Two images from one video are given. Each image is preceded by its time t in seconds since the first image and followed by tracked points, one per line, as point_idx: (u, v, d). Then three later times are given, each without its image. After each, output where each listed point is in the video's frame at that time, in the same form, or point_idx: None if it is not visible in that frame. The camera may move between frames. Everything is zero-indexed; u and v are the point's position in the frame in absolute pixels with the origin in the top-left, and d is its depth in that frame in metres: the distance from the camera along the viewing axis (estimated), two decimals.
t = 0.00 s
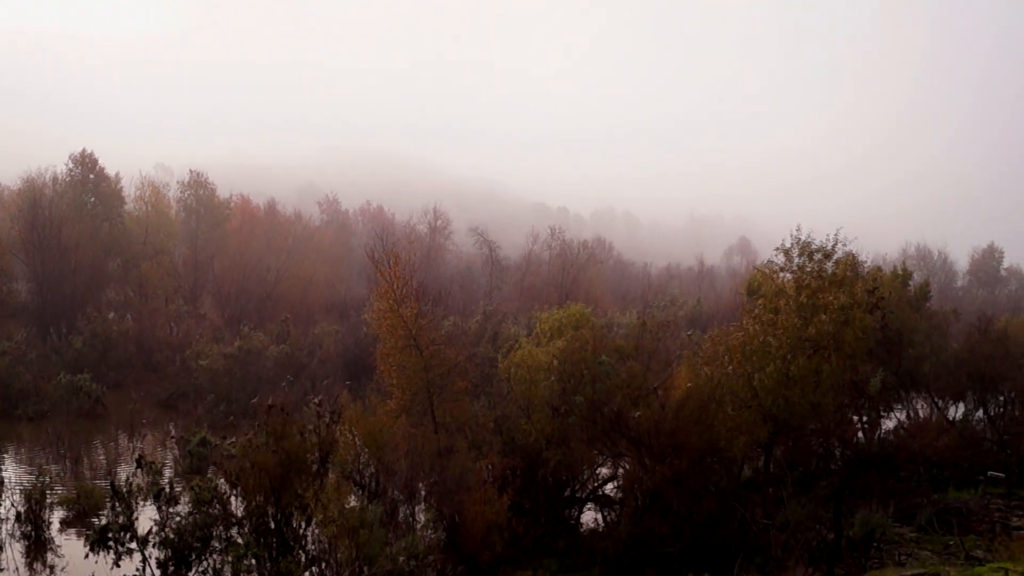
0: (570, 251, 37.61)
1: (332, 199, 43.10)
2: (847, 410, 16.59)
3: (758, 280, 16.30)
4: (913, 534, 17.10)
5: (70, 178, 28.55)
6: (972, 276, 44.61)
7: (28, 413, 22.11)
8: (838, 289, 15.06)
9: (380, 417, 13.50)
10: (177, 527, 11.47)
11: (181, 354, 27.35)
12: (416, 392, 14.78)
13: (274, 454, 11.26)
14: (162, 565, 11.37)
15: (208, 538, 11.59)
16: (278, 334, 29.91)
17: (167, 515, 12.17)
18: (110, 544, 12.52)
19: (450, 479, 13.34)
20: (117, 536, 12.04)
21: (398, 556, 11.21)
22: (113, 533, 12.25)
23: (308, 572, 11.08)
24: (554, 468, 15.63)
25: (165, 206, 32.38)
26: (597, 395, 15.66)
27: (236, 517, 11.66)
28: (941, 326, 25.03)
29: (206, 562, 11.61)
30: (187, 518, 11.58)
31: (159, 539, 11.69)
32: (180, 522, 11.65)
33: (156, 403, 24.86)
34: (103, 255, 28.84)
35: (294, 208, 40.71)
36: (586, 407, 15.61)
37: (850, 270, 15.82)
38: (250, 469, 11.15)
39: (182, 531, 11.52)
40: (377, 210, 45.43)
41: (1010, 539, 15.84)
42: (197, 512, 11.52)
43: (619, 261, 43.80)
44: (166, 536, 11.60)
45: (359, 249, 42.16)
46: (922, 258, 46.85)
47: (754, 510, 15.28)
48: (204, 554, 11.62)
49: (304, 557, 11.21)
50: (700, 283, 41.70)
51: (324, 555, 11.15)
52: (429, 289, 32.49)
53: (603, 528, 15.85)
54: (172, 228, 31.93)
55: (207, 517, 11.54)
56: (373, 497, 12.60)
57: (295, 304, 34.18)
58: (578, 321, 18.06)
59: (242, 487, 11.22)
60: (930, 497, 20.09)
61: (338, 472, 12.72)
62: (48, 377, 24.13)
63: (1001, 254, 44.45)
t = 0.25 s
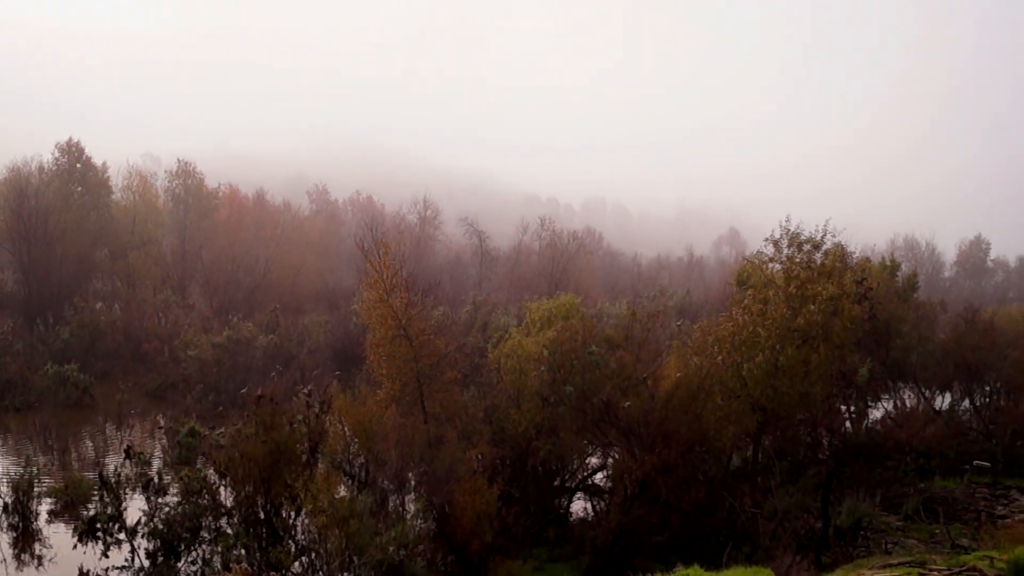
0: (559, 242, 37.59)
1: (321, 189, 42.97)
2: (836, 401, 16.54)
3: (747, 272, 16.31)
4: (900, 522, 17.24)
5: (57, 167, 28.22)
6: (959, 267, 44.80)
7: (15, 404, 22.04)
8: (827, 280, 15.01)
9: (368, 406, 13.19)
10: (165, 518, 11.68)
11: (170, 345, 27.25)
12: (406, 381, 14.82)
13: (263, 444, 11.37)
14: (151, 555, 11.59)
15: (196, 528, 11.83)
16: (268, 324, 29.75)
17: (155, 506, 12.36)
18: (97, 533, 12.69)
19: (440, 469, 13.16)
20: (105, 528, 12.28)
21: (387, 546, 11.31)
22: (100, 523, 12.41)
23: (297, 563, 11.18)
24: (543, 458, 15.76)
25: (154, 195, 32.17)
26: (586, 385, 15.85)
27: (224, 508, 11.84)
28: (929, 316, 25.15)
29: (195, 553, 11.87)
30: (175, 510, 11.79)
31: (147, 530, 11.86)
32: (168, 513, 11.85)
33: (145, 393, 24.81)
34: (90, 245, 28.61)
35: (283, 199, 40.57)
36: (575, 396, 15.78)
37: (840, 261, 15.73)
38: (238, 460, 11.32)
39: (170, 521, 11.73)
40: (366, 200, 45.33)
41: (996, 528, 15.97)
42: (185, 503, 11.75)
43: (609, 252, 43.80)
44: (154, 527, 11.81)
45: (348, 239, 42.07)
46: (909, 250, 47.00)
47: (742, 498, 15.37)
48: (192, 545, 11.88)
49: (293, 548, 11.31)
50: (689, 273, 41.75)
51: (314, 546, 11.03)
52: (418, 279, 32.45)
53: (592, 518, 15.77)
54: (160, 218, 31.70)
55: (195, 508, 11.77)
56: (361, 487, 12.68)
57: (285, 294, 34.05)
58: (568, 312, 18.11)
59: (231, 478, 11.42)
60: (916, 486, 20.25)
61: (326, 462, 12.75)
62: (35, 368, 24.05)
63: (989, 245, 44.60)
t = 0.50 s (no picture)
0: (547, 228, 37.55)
1: (307, 176, 42.84)
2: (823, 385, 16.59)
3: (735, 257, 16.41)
4: (887, 505, 17.33)
5: (41, 156, 28.02)
6: (946, 250, 44.93)
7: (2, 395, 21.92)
8: (814, 265, 15.06)
9: (359, 394, 13.37)
10: (155, 506, 11.45)
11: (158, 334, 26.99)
12: (394, 368, 14.82)
13: (253, 433, 11.36)
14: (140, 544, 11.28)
15: (186, 517, 11.58)
16: (255, 312, 29.43)
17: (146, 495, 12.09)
18: (86, 525, 12.51)
19: (430, 456, 13.13)
20: (94, 518, 11.98)
21: (378, 533, 11.20)
22: (89, 514, 12.19)
23: (288, 551, 11.03)
24: (533, 445, 15.80)
25: (139, 184, 31.98)
26: (575, 371, 15.86)
27: (214, 497, 11.65)
28: (916, 301, 25.24)
29: (185, 542, 11.61)
30: (165, 498, 11.56)
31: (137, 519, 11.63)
32: (158, 502, 11.62)
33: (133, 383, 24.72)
34: (76, 234, 28.46)
35: (270, 187, 40.41)
36: (564, 382, 15.76)
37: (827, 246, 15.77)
38: (227, 448, 11.24)
39: (161, 511, 11.49)
40: (353, 187, 45.21)
41: (982, 510, 16.07)
42: (175, 491, 11.52)
43: (596, 238, 43.78)
44: (144, 516, 11.56)
45: (335, 227, 41.96)
46: (896, 234, 47.10)
47: (731, 484, 15.46)
48: (182, 534, 11.61)
49: (284, 535, 11.19)
50: (677, 260, 41.76)
51: (304, 534, 11.11)
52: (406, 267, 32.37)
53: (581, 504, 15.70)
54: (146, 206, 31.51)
55: (185, 496, 11.54)
56: (350, 475, 12.74)
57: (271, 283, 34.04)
58: (556, 298, 18.10)
59: (220, 467, 11.32)
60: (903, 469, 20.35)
61: (315, 450, 12.82)
62: (22, 359, 23.91)
63: (974, 229, 44.71)
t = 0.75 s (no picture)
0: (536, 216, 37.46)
1: (296, 163, 42.65)
2: (810, 373, 16.61)
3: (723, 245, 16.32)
4: (875, 492, 17.36)
5: (28, 144, 27.96)
6: (934, 238, 45.03)
7: None
8: (803, 253, 14.98)
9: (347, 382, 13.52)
10: (144, 494, 11.37)
11: (145, 322, 26.56)
12: (384, 355, 14.70)
13: (242, 420, 11.49)
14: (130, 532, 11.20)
15: (175, 505, 11.54)
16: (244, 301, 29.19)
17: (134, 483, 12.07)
18: (74, 513, 12.44)
19: (418, 443, 12.99)
20: (82, 506, 11.86)
21: (365, 521, 11.18)
22: (77, 503, 12.13)
23: (277, 538, 10.90)
24: (522, 432, 15.81)
25: (127, 172, 31.83)
26: (564, 358, 15.99)
27: (203, 484, 11.65)
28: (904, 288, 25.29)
29: (173, 531, 11.55)
30: (154, 486, 11.49)
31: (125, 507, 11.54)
32: (147, 490, 11.54)
33: (121, 370, 24.59)
34: (63, 221, 28.36)
35: (258, 174, 40.21)
36: (552, 369, 15.89)
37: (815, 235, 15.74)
38: (215, 435, 11.32)
39: (149, 499, 11.41)
40: (342, 174, 45.06)
41: (970, 497, 16.11)
42: (164, 479, 11.51)
43: (585, 226, 43.71)
44: (133, 504, 11.49)
45: (323, 214, 41.83)
46: (883, 222, 47.17)
47: (719, 470, 15.40)
48: (171, 523, 11.56)
49: (273, 523, 11.08)
50: (665, 247, 41.74)
51: (293, 521, 10.98)
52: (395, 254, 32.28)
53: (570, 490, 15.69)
54: (133, 194, 31.40)
55: (174, 484, 11.52)
56: (339, 462, 12.84)
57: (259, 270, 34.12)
58: (544, 286, 18.10)
59: (208, 454, 11.38)
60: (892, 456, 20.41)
61: (305, 437, 12.91)
62: (10, 346, 23.75)
63: (962, 217, 44.78)
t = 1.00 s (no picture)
0: (525, 205, 37.39)
1: (285, 151, 42.51)
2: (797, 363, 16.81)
3: (712, 236, 16.66)
4: (862, 483, 17.39)
5: (15, 129, 27.60)
6: (922, 230, 45.12)
7: None
8: (791, 245, 15.43)
9: (335, 371, 13.76)
10: (131, 483, 11.26)
11: (133, 310, 26.52)
12: (372, 344, 14.74)
13: (229, 409, 11.28)
14: (115, 521, 11.12)
15: (161, 494, 11.45)
16: (231, 289, 29.11)
17: (120, 471, 12.05)
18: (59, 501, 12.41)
19: (406, 432, 12.95)
20: (69, 495, 11.92)
21: (353, 510, 11.22)
22: (63, 492, 12.12)
23: (264, 527, 10.93)
24: (510, 422, 15.87)
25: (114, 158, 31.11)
26: (552, 348, 15.77)
27: (190, 473, 11.56)
28: (892, 279, 25.30)
29: (160, 520, 11.45)
30: (140, 475, 11.41)
31: (112, 496, 11.51)
32: (133, 479, 11.47)
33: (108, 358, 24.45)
34: (49, 209, 28.15)
35: (247, 161, 40.04)
36: (541, 359, 15.70)
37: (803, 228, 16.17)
38: (202, 424, 11.05)
39: (136, 487, 11.31)
40: (331, 162, 44.92)
41: (955, 488, 16.15)
42: (151, 468, 11.43)
43: (575, 216, 43.66)
44: (119, 493, 11.40)
45: (312, 202, 41.71)
46: (872, 214, 47.24)
47: (707, 462, 15.53)
48: (157, 512, 11.46)
49: (259, 512, 11.08)
50: (655, 237, 41.73)
51: (280, 510, 11.04)
52: (383, 244, 32.17)
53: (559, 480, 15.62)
54: (122, 180, 31.04)
55: (160, 473, 11.47)
56: (328, 451, 13.00)
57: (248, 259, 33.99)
58: (534, 276, 18.01)
59: (195, 443, 11.10)
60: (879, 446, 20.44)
61: (294, 426, 13.05)
62: None
63: (950, 208, 44.86)
